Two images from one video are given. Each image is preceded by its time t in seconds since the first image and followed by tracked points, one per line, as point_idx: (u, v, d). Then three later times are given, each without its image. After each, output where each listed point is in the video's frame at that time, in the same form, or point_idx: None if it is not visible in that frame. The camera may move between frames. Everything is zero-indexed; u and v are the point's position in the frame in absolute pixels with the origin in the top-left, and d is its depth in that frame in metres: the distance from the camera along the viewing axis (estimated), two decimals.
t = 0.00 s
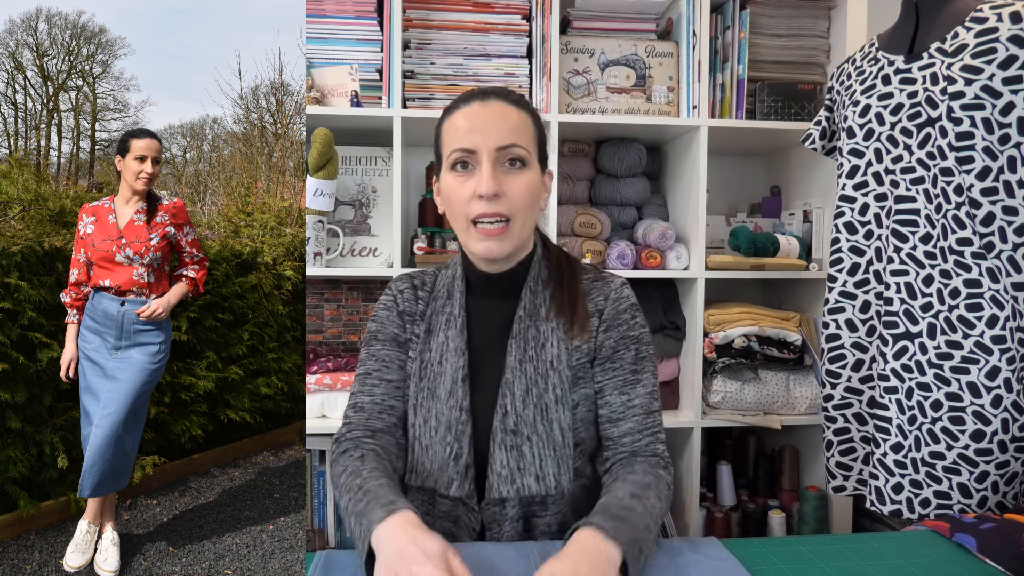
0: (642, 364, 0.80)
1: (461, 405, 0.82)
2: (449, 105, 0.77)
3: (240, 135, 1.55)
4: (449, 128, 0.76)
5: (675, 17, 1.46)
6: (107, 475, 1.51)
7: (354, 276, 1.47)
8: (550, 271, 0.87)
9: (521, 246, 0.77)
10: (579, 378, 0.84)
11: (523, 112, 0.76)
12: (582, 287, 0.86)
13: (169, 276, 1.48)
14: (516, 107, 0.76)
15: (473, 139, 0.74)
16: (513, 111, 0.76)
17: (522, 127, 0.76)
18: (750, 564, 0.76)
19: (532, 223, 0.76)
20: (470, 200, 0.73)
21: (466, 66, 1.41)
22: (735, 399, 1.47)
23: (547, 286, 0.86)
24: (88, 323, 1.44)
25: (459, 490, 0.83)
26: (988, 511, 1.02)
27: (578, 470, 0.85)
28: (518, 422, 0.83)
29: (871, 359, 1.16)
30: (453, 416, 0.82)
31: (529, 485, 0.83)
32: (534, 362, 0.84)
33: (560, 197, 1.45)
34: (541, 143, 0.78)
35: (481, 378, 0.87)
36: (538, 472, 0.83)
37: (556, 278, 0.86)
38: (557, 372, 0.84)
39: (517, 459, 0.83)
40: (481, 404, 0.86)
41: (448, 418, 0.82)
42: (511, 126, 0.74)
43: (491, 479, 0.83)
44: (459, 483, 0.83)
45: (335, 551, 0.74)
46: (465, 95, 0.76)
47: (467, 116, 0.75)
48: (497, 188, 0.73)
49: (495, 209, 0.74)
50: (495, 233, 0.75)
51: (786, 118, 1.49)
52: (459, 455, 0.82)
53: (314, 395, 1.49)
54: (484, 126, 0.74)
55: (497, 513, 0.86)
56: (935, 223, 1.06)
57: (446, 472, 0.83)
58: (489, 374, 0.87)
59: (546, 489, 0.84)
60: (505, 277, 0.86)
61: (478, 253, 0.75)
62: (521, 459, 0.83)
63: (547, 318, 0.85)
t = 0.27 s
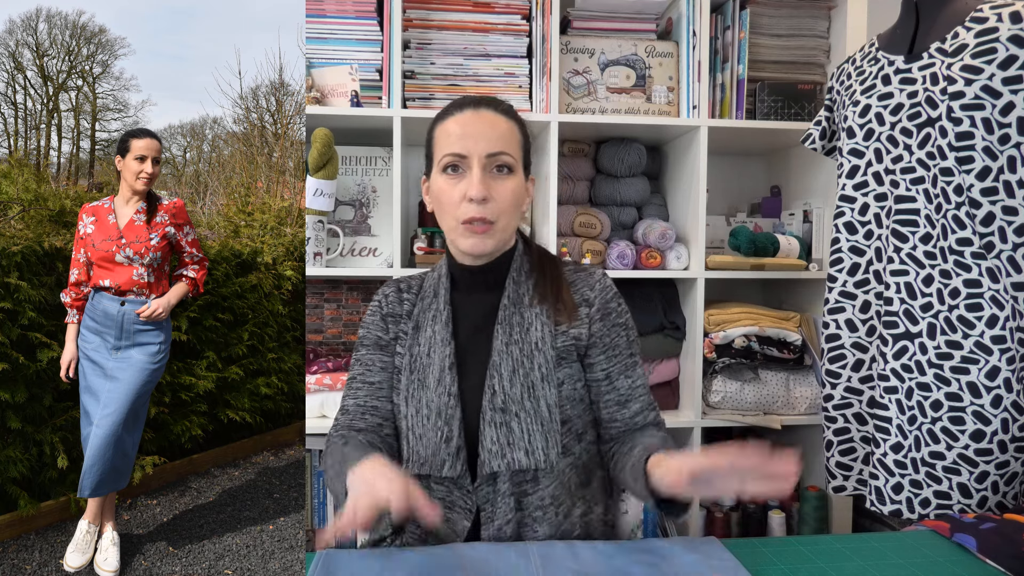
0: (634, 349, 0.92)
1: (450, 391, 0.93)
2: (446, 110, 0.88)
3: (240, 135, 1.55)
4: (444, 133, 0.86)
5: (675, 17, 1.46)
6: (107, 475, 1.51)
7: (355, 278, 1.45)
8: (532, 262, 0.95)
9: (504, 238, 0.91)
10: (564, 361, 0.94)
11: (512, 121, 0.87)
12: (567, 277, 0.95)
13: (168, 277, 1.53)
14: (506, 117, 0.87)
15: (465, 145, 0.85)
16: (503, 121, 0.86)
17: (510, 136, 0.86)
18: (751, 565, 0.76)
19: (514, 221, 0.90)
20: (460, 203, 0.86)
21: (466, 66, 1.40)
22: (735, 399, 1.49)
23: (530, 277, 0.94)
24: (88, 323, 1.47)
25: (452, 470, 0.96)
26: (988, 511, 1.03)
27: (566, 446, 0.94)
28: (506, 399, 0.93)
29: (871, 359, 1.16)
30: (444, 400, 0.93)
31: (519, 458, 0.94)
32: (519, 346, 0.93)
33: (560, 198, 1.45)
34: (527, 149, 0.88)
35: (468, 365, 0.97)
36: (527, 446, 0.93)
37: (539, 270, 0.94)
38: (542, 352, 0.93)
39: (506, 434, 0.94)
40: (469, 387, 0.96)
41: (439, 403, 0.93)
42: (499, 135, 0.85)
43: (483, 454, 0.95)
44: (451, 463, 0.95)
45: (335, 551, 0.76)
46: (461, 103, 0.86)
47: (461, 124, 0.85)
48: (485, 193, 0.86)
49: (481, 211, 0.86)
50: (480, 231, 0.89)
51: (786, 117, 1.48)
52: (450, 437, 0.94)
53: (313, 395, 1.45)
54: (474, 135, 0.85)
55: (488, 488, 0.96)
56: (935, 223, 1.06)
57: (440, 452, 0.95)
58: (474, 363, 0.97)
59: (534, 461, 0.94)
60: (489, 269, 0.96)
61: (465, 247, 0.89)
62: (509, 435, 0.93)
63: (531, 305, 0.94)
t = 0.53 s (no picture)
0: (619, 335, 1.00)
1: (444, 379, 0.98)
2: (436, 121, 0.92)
3: (240, 135, 1.50)
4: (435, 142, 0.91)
5: (676, 17, 1.45)
6: (107, 475, 1.55)
7: (356, 278, 1.44)
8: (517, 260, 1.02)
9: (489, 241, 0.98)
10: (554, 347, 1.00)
11: (499, 137, 0.93)
12: (552, 273, 1.02)
13: (169, 277, 1.56)
14: (493, 133, 0.93)
15: (456, 157, 0.91)
16: (490, 137, 0.92)
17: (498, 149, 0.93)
18: (752, 565, 0.77)
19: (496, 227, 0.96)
20: (449, 210, 0.93)
21: (466, 66, 1.40)
22: (735, 399, 1.48)
23: (517, 273, 1.00)
24: (88, 323, 1.49)
25: (450, 453, 0.96)
26: (988, 511, 1.03)
27: (556, 427, 0.99)
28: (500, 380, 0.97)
29: (871, 359, 1.15)
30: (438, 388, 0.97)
31: (513, 436, 0.97)
32: (509, 333, 1.00)
33: (560, 197, 1.45)
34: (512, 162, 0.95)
35: (461, 354, 1.02)
36: (520, 424, 0.96)
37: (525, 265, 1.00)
38: (532, 340, 1.00)
39: (501, 414, 0.97)
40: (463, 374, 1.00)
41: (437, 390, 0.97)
42: (488, 148, 0.91)
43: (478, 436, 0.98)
44: (448, 447, 0.96)
45: (335, 551, 0.76)
46: (451, 115, 0.91)
47: (452, 136, 0.90)
48: (473, 204, 0.93)
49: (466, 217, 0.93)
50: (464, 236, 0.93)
51: (786, 117, 1.48)
52: (447, 422, 0.97)
53: (315, 395, 1.46)
54: (465, 147, 0.90)
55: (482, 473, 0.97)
56: (935, 223, 1.05)
57: (437, 438, 0.96)
58: (468, 351, 1.01)
59: (527, 440, 0.97)
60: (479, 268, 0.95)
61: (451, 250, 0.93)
62: (504, 415, 0.96)
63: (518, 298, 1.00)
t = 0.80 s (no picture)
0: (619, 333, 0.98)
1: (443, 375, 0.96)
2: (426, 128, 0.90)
3: (240, 135, 1.55)
4: (426, 152, 0.90)
5: (676, 17, 1.45)
6: (107, 475, 1.55)
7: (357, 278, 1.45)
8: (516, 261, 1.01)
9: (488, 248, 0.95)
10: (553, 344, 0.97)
11: (490, 140, 0.89)
12: (551, 272, 0.99)
13: (168, 277, 1.55)
14: (484, 136, 0.89)
15: (447, 165, 0.89)
16: (478, 141, 0.88)
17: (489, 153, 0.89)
18: (752, 566, 0.77)
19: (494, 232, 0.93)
20: (443, 218, 0.90)
21: (466, 67, 1.40)
22: (734, 399, 1.47)
23: (516, 273, 0.99)
24: (88, 323, 1.49)
25: (449, 448, 0.94)
26: (988, 511, 1.03)
27: (554, 423, 0.98)
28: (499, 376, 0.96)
29: (872, 359, 1.14)
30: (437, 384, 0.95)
31: (511, 430, 0.94)
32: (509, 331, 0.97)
33: (560, 197, 1.45)
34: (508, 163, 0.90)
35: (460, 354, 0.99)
36: (519, 418, 0.94)
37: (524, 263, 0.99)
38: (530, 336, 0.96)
39: (499, 409, 0.95)
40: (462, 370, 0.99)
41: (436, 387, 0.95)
42: (479, 154, 0.88)
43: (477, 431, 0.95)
44: (448, 442, 0.94)
45: (336, 550, 0.76)
46: (441, 123, 0.89)
47: (442, 143, 0.88)
48: (466, 210, 0.89)
49: (463, 226, 0.90)
50: (464, 244, 0.92)
51: (786, 118, 1.48)
52: (446, 417, 0.95)
53: (316, 395, 1.46)
54: (456, 154, 0.88)
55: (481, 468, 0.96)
56: (935, 223, 1.06)
57: (436, 433, 0.95)
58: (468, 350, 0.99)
59: (525, 435, 0.95)
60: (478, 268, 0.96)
61: (450, 258, 0.93)
62: (502, 409, 0.95)
63: (518, 297, 0.98)
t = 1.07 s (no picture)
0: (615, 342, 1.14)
1: (447, 379, 1.07)
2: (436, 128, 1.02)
3: (240, 135, 1.56)
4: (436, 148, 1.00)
5: (676, 17, 1.43)
6: (107, 475, 1.58)
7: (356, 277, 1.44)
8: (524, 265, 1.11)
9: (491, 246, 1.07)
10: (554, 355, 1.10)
11: (494, 137, 1.01)
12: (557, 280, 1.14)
13: (169, 277, 1.55)
14: (490, 134, 1.00)
15: (454, 161, 1.00)
16: (484, 138, 1.00)
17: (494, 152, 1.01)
18: (752, 565, 0.77)
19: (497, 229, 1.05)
20: (451, 213, 1.02)
21: (466, 66, 1.40)
22: (735, 399, 1.50)
23: (524, 277, 1.11)
24: (88, 323, 1.49)
25: (450, 453, 1.08)
26: (987, 511, 1.03)
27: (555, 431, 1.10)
28: (503, 384, 1.08)
29: (872, 359, 1.13)
30: (443, 388, 1.07)
31: (512, 439, 1.07)
32: (514, 337, 1.09)
33: (560, 198, 1.40)
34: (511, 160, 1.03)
35: (465, 357, 1.08)
36: (520, 428, 1.07)
37: (531, 271, 1.10)
38: (534, 344, 1.09)
39: (501, 417, 1.08)
40: (465, 373, 1.08)
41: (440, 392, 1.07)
42: (484, 152, 1.00)
43: (479, 437, 1.08)
44: (449, 447, 1.07)
45: (336, 552, 0.76)
46: (450, 119, 0.98)
47: (449, 140, 1.00)
48: (471, 205, 1.01)
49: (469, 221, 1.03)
50: (471, 237, 1.04)
51: (786, 118, 1.48)
52: (448, 423, 1.07)
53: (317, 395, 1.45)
54: (462, 150, 1.00)
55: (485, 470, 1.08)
56: (935, 223, 1.06)
57: (439, 439, 1.07)
58: (471, 358, 1.09)
59: (527, 443, 1.08)
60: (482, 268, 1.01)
61: (458, 252, 1.05)
62: (505, 418, 1.07)
63: (526, 301, 1.10)
